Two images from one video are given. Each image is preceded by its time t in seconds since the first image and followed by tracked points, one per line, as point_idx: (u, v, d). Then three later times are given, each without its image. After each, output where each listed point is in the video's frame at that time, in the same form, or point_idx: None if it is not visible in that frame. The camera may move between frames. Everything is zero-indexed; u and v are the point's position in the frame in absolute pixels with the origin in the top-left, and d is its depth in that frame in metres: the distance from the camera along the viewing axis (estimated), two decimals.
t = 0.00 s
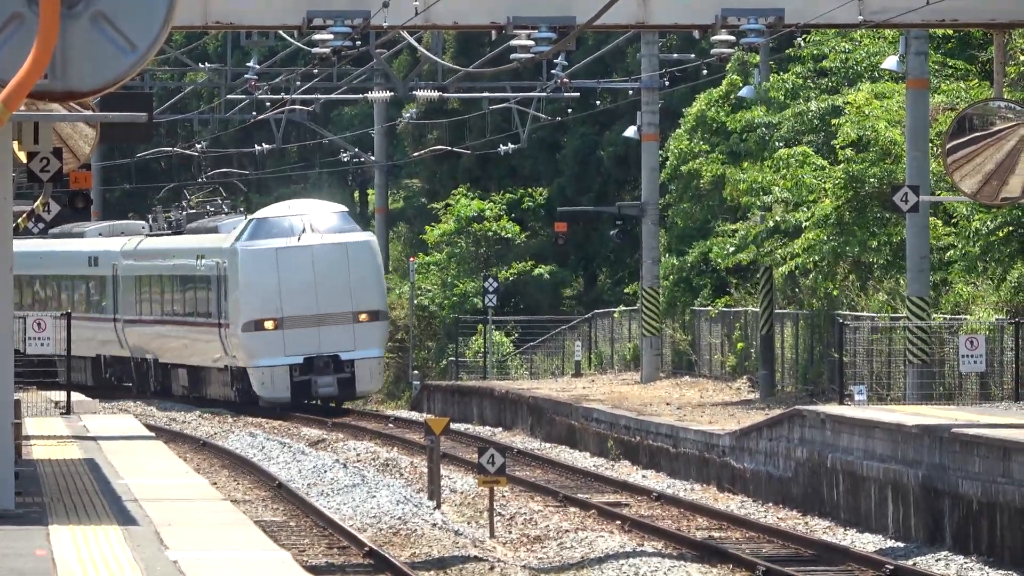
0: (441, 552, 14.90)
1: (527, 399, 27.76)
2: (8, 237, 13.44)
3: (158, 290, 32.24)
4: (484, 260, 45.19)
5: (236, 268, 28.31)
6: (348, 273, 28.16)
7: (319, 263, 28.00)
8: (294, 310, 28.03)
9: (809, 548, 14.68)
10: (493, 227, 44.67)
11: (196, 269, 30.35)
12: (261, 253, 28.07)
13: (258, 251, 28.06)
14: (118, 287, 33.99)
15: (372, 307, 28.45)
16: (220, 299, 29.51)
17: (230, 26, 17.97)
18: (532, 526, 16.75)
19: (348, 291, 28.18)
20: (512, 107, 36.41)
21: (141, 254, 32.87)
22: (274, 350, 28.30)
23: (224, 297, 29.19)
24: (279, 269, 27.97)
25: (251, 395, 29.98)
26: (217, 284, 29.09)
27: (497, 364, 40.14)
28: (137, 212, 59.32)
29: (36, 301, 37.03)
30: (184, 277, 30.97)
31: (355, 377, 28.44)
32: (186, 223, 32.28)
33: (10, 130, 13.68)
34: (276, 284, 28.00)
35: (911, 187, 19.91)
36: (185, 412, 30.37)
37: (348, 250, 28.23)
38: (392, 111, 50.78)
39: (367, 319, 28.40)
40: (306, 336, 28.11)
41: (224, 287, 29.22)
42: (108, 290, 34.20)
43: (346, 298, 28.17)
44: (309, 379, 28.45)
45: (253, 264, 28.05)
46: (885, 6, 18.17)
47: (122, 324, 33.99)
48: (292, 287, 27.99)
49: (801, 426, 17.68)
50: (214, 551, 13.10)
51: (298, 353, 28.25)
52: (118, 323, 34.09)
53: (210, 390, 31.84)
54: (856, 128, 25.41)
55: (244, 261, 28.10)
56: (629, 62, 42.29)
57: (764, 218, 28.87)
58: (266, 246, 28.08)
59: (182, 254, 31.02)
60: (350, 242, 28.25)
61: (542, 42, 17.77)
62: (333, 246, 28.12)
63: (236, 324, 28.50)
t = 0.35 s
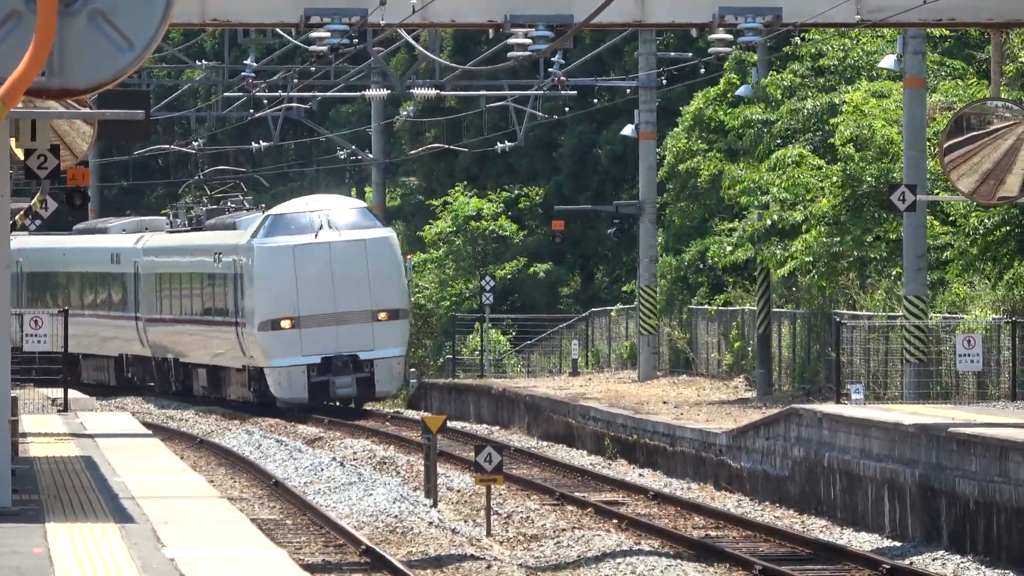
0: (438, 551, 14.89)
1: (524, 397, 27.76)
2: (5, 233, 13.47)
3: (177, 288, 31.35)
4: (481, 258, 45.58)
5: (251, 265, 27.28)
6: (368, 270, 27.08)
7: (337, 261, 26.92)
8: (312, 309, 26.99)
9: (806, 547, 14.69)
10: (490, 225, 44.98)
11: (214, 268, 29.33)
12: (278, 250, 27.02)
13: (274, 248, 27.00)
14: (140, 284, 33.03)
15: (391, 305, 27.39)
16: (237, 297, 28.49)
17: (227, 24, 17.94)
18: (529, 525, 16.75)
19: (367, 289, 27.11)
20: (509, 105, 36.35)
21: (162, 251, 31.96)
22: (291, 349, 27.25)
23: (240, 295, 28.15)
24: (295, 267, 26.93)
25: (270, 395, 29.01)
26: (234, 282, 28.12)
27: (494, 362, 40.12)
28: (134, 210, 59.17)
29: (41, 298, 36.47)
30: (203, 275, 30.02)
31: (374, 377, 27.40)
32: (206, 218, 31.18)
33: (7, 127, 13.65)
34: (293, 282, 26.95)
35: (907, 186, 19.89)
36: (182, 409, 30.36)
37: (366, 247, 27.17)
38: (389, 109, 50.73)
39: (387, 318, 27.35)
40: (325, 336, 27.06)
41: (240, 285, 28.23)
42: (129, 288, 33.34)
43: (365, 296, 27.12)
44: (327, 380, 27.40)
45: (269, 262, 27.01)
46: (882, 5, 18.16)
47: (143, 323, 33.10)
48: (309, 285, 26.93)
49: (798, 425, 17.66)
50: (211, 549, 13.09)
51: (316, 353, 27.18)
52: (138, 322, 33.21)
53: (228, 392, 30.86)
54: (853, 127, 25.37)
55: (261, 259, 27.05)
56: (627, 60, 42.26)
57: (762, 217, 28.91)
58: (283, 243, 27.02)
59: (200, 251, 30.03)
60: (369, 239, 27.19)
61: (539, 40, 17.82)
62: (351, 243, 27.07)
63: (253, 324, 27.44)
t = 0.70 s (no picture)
0: (435, 548, 14.89)
1: (522, 395, 27.74)
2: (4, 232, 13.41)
3: (197, 287, 30.18)
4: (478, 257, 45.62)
5: (269, 263, 26.23)
6: (388, 267, 26.00)
7: (357, 258, 25.85)
8: (331, 307, 25.88)
9: (804, 544, 14.70)
10: (489, 224, 44.98)
11: (233, 264, 28.16)
12: (296, 247, 25.96)
13: (291, 245, 25.96)
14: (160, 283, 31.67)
15: (413, 304, 26.27)
16: (254, 296, 27.39)
17: (226, 22, 17.83)
18: (527, 522, 16.76)
19: (388, 288, 26.02)
20: (508, 102, 36.26)
21: (182, 248, 30.73)
22: (309, 349, 26.11)
23: (257, 293, 27.05)
24: (313, 264, 25.87)
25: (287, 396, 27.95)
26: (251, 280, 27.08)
27: (492, 361, 40.10)
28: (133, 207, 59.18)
29: (64, 296, 35.52)
30: (220, 272, 28.90)
31: (394, 378, 26.32)
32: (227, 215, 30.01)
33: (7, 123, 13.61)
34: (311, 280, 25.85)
35: (907, 183, 19.85)
36: (179, 407, 30.31)
37: (387, 244, 26.08)
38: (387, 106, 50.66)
39: (407, 317, 26.22)
40: (343, 335, 25.94)
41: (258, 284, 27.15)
42: (148, 286, 32.08)
43: (385, 294, 26.03)
44: (345, 381, 26.25)
45: (287, 259, 25.95)
46: (880, 3, 18.25)
47: (163, 322, 31.83)
48: (328, 283, 25.84)
49: (796, 423, 17.66)
50: (209, 546, 13.10)
51: (335, 353, 26.04)
52: (158, 321, 31.96)
53: (248, 392, 29.77)
54: (852, 125, 25.36)
55: (278, 256, 25.99)
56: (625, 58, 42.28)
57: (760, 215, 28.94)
58: (301, 240, 25.98)
59: (218, 248, 28.92)
60: (390, 236, 26.09)
61: (537, 37, 17.96)
62: (371, 240, 25.98)
63: (269, 322, 26.34)
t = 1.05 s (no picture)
0: (435, 545, 14.90)
1: (520, 392, 27.78)
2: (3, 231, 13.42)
3: (215, 286, 29.38)
4: (477, 253, 45.81)
5: (287, 260, 25.55)
6: (409, 265, 25.40)
7: (377, 255, 25.23)
8: (350, 305, 25.26)
9: (803, 541, 14.70)
10: (488, 221, 44.93)
11: (251, 262, 27.39)
12: (315, 243, 25.30)
13: (309, 242, 25.28)
14: (183, 282, 30.82)
15: (433, 303, 25.66)
16: (270, 294, 26.66)
17: (225, 19, 17.76)
18: (526, 519, 16.77)
19: (409, 286, 25.42)
20: (506, 100, 36.25)
21: (203, 244, 29.88)
22: (326, 348, 25.42)
23: (274, 291, 26.34)
24: (332, 261, 25.21)
25: (306, 397, 27.29)
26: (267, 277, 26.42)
27: (491, 358, 40.12)
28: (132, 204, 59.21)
29: (88, 294, 34.88)
30: (239, 270, 28.09)
31: (414, 379, 25.75)
32: (248, 210, 29.14)
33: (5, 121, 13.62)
34: (330, 277, 25.19)
35: (905, 180, 19.83)
36: (178, 405, 30.33)
37: (407, 241, 25.43)
38: (386, 104, 50.67)
39: (428, 316, 25.62)
40: (363, 334, 25.34)
41: (274, 281, 26.48)
42: (170, 283, 31.21)
43: (406, 293, 25.43)
44: (364, 381, 25.73)
45: (305, 255, 25.27)
46: None
47: (184, 319, 30.94)
48: (347, 280, 25.20)
49: (794, 420, 17.68)
50: (207, 544, 13.10)
51: (353, 352, 25.42)
52: (179, 319, 31.06)
53: (268, 393, 29.01)
54: (850, 121, 25.34)
55: (297, 253, 25.33)
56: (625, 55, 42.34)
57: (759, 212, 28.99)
58: (319, 236, 25.30)
59: (238, 245, 28.12)
60: (410, 232, 25.45)
61: (536, 34, 17.94)
62: (392, 236, 25.34)
63: (287, 321, 25.67)
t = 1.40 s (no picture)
0: (434, 544, 14.88)
1: (520, 391, 27.78)
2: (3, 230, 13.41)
3: (237, 285, 28.26)
4: (477, 250, 46.36)
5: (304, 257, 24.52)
6: (429, 263, 24.30)
7: (397, 253, 24.14)
8: (369, 305, 24.17)
9: (803, 540, 14.69)
10: (487, 219, 45.36)
11: (270, 259, 26.35)
12: (333, 240, 24.23)
13: (327, 238, 24.20)
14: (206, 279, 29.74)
15: (455, 302, 24.53)
16: (288, 292, 25.68)
17: (224, 17, 17.77)
18: (526, 518, 16.76)
19: (429, 285, 24.32)
20: (506, 99, 36.14)
21: (225, 242, 28.83)
22: (344, 349, 24.38)
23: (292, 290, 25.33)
24: (350, 258, 24.12)
25: (323, 399, 25.94)
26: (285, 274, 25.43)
27: (490, 356, 40.09)
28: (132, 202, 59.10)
29: (110, 293, 33.58)
30: (257, 268, 27.15)
31: (434, 381, 24.56)
32: (270, 206, 28.16)
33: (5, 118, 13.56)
34: (348, 275, 24.11)
35: (905, 178, 19.72)
36: (177, 403, 30.32)
37: (429, 239, 24.32)
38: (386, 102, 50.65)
39: (449, 316, 24.50)
40: (382, 334, 24.24)
41: (292, 279, 25.48)
42: (193, 282, 30.23)
43: (426, 291, 24.33)
44: (383, 382, 24.48)
45: (323, 253, 24.21)
46: None
47: (206, 319, 29.93)
48: (366, 278, 24.10)
49: (794, 419, 17.67)
50: (206, 543, 13.09)
51: (372, 353, 24.33)
52: (201, 319, 30.06)
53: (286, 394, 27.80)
54: (850, 120, 25.31)
55: (314, 250, 24.27)
56: (625, 54, 42.32)
57: (759, 211, 29.05)
58: (337, 233, 24.22)
59: (259, 242, 27.06)
60: (431, 229, 24.33)
61: (535, 32, 17.99)
62: (412, 234, 24.22)
63: (303, 320, 24.63)
